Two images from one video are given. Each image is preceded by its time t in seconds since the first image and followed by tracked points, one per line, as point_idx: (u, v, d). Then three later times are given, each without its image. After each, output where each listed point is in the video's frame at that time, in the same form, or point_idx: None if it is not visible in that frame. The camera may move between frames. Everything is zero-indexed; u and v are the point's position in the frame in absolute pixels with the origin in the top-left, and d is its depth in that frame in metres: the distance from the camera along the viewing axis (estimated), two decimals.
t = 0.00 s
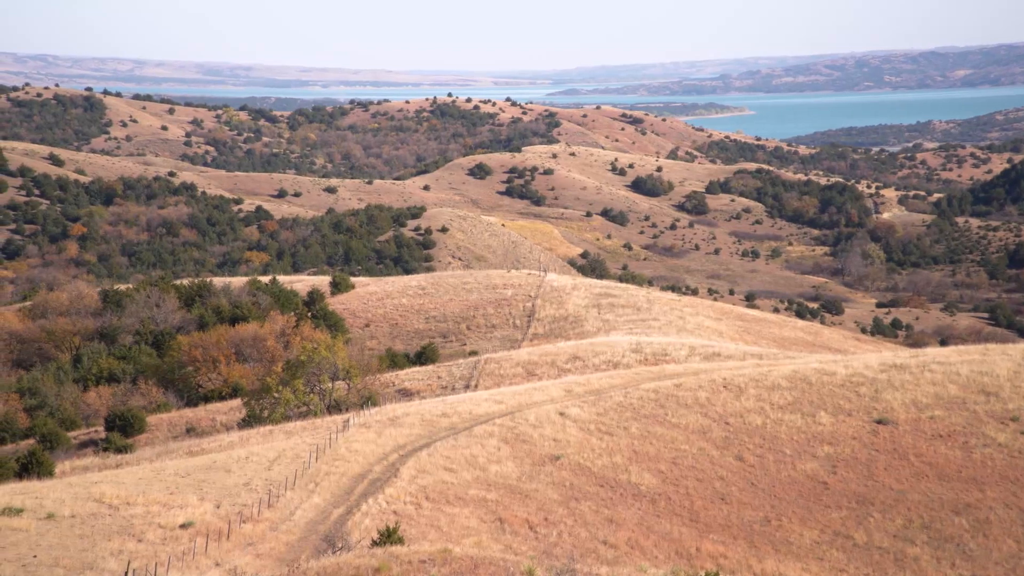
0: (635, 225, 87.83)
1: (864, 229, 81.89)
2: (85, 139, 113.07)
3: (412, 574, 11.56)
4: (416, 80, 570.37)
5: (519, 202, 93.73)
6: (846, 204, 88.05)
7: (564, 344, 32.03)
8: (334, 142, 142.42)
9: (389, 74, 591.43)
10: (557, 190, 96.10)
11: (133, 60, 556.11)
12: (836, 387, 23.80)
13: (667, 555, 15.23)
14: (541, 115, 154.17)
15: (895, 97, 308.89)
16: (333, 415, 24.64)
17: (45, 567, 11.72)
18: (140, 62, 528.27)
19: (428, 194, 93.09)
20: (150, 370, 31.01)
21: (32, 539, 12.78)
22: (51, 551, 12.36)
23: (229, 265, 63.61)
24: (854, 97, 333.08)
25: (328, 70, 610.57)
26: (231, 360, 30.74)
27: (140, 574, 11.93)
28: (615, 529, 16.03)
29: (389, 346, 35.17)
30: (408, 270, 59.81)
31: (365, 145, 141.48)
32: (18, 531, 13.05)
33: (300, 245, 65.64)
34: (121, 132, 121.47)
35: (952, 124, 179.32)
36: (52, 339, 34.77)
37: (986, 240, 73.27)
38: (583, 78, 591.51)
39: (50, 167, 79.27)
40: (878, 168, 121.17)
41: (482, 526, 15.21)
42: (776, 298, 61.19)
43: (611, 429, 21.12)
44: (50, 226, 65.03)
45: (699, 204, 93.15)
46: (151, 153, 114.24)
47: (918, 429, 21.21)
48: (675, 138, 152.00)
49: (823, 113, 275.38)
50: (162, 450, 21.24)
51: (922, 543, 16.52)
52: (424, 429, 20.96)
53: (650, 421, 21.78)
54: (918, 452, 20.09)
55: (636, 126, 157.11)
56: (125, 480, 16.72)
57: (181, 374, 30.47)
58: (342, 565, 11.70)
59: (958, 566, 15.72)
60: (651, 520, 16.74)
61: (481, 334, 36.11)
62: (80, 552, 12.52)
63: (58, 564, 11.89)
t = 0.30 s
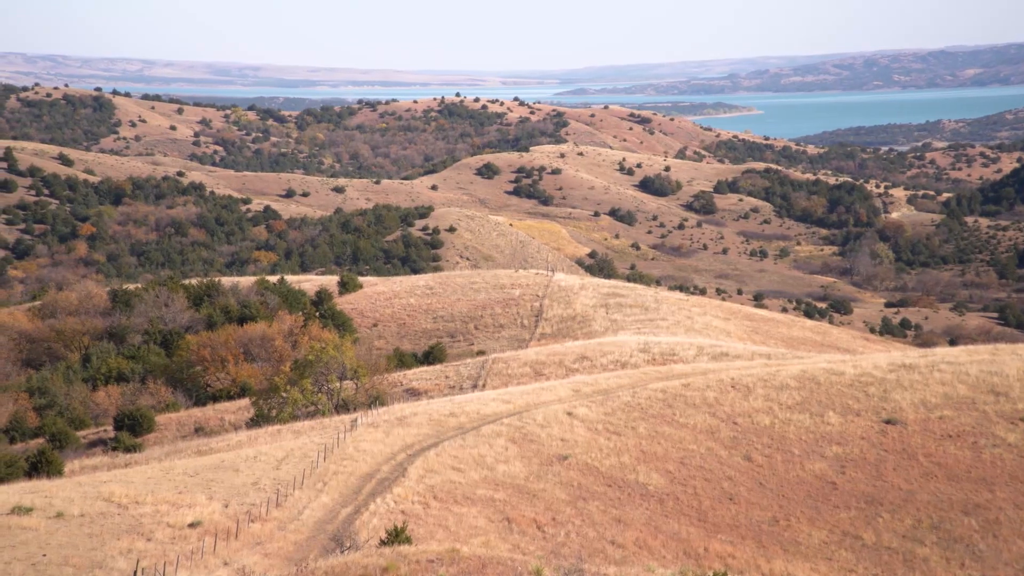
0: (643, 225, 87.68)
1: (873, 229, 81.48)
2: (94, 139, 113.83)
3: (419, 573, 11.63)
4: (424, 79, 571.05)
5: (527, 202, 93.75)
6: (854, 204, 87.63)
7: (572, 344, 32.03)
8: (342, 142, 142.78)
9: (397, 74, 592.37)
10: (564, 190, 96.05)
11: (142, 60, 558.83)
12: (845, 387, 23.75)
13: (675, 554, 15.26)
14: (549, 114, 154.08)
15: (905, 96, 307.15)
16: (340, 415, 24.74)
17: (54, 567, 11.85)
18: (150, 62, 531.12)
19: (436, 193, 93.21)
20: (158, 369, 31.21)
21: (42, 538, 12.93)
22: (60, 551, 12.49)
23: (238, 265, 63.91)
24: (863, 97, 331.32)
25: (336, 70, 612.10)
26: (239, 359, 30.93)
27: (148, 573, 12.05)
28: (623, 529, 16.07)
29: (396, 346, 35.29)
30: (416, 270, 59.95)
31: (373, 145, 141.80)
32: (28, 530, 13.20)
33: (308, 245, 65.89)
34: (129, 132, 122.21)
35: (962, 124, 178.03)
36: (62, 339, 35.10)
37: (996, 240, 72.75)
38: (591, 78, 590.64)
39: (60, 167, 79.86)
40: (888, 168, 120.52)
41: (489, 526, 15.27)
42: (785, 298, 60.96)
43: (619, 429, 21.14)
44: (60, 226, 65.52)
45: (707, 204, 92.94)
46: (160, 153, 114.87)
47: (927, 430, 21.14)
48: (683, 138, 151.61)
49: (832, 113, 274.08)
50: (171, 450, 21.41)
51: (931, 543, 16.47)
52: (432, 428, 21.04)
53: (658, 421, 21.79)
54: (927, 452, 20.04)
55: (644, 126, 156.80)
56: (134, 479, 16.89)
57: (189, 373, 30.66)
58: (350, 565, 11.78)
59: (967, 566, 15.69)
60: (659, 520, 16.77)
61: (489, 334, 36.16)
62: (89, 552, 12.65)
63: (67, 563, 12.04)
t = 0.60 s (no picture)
0: (651, 225, 87.52)
1: (882, 228, 81.05)
2: (104, 140, 114.64)
3: (428, 573, 11.69)
4: (433, 79, 571.93)
5: (535, 202, 93.77)
6: (864, 204, 87.14)
7: (580, 344, 32.04)
8: (351, 142, 143.23)
9: (406, 74, 592.28)
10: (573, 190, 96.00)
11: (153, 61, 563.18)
12: (854, 388, 23.69)
13: (684, 555, 15.29)
14: (557, 114, 154.01)
15: (915, 96, 305.27)
16: (349, 414, 24.87)
17: (65, 566, 12.00)
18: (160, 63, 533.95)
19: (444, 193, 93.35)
20: (168, 369, 31.46)
21: (53, 537, 13.11)
22: (70, 550, 12.67)
23: (247, 265, 64.24)
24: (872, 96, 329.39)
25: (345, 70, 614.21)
26: (248, 359, 31.14)
27: (157, 573, 12.19)
28: (632, 529, 16.12)
29: (405, 346, 35.42)
30: (424, 270, 60.10)
31: (381, 145, 142.17)
32: (38, 530, 13.37)
33: (317, 245, 66.12)
34: (139, 132, 123.04)
35: (973, 123, 176.71)
36: (72, 339, 35.45)
37: (1007, 240, 72.22)
38: (598, 78, 588.93)
39: (71, 167, 80.50)
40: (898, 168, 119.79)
41: (498, 526, 15.35)
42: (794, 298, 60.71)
43: (627, 429, 21.17)
44: (70, 226, 66.09)
45: (716, 204, 92.73)
46: (169, 154, 115.58)
47: (937, 430, 21.08)
48: (692, 137, 151.22)
49: (840, 112, 272.65)
50: (180, 449, 21.59)
51: (941, 544, 16.44)
52: (440, 428, 21.14)
53: (667, 421, 21.81)
54: (937, 453, 19.98)
55: (653, 126, 156.49)
56: (143, 479, 17.08)
57: (199, 373, 30.90)
58: (360, 564, 11.88)
59: (977, 567, 15.65)
60: (668, 520, 16.81)
61: (497, 334, 36.23)
62: (99, 551, 12.82)
63: (77, 562, 12.20)
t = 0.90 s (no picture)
0: (661, 225, 87.36)
1: (894, 228, 80.56)
2: (116, 140, 115.60)
3: (438, 573, 11.77)
4: (442, 79, 572.92)
5: (545, 202, 93.79)
6: (875, 203, 86.61)
7: (590, 344, 32.07)
8: (361, 142, 143.74)
9: (416, 74, 594.04)
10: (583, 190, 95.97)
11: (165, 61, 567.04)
12: (865, 388, 23.62)
13: (694, 555, 15.34)
14: (567, 114, 153.93)
15: (926, 96, 303.04)
16: (359, 414, 25.01)
17: (77, 564, 12.18)
18: (172, 64, 537.50)
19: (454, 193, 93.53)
20: (179, 369, 31.74)
21: (65, 536, 13.31)
22: (82, 549, 12.85)
23: (257, 265, 64.61)
24: (883, 95, 327.18)
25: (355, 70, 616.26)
26: (259, 359, 31.38)
27: (168, 571, 12.35)
28: (642, 529, 16.18)
29: (415, 346, 35.57)
30: (434, 270, 60.29)
31: (391, 145, 142.59)
32: (50, 528, 13.59)
33: (327, 245, 66.41)
34: (151, 132, 124.06)
35: (985, 122, 175.34)
36: (84, 338, 35.87)
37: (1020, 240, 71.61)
38: (608, 78, 588.05)
39: (83, 167, 81.29)
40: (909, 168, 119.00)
41: (508, 526, 15.44)
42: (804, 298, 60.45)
43: (637, 429, 21.21)
44: (81, 226, 66.80)
45: (726, 204, 92.46)
46: (180, 154, 116.41)
47: (949, 430, 21.01)
48: (702, 137, 150.74)
49: (851, 112, 271.03)
50: (190, 449, 21.82)
51: (953, 544, 16.40)
52: (450, 428, 21.25)
53: (677, 421, 21.83)
54: (949, 453, 19.91)
55: (663, 125, 156.15)
56: (154, 478, 17.29)
57: (209, 373, 31.16)
58: (370, 564, 11.99)
59: (989, 568, 15.62)
60: (678, 520, 16.86)
61: (507, 333, 36.32)
62: (111, 549, 12.99)
63: (89, 561, 12.38)
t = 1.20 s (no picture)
0: (671, 224, 87.20)
1: (905, 228, 80.04)
2: (128, 140, 116.62)
3: (448, 573, 11.87)
4: (452, 79, 573.88)
5: (556, 202, 93.82)
6: (886, 203, 86.09)
7: (600, 344, 32.14)
8: (371, 142, 144.30)
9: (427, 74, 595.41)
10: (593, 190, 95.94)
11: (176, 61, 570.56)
12: (876, 388, 23.57)
13: (705, 555, 15.38)
14: (577, 113, 153.87)
15: (938, 95, 300.66)
16: (369, 414, 25.19)
17: (89, 563, 12.34)
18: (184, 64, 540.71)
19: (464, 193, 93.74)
20: (190, 369, 32.03)
21: (78, 535, 13.48)
22: (94, 547, 13.02)
23: (268, 265, 64.99)
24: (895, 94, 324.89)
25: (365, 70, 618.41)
26: (270, 359, 31.64)
27: (179, 570, 12.50)
28: (652, 529, 16.24)
29: (425, 346, 35.73)
30: (444, 270, 60.48)
31: (402, 145, 143.03)
32: (63, 528, 13.78)
33: (338, 245, 66.72)
34: (162, 133, 125.06)
35: (997, 122, 173.92)
36: (96, 338, 36.29)
37: None
38: (618, 78, 587.12)
39: (95, 168, 82.12)
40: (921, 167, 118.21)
41: (518, 526, 15.55)
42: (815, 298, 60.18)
43: (647, 429, 21.26)
44: (93, 226, 67.50)
45: (737, 203, 92.19)
46: (192, 154, 117.29)
47: (961, 431, 20.94)
48: (713, 136, 150.26)
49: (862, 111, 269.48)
50: (201, 448, 22.07)
51: (965, 545, 16.37)
52: (460, 428, 21.38)
53: (687, 421, 21.87)
54: (961, 453, 19.86)
55: (674, 125, 155.78)
56: (165, 477, 17.51)
57: (220, 373, 31.43)
58: (381, 564, 12.10)
59: (1001, 568, 15.58)
60: (689, 520, 16.91)
61: (517, 333, 36.42)
62: (123, 548, 13.14)
63: (102, 560, 12.53)
